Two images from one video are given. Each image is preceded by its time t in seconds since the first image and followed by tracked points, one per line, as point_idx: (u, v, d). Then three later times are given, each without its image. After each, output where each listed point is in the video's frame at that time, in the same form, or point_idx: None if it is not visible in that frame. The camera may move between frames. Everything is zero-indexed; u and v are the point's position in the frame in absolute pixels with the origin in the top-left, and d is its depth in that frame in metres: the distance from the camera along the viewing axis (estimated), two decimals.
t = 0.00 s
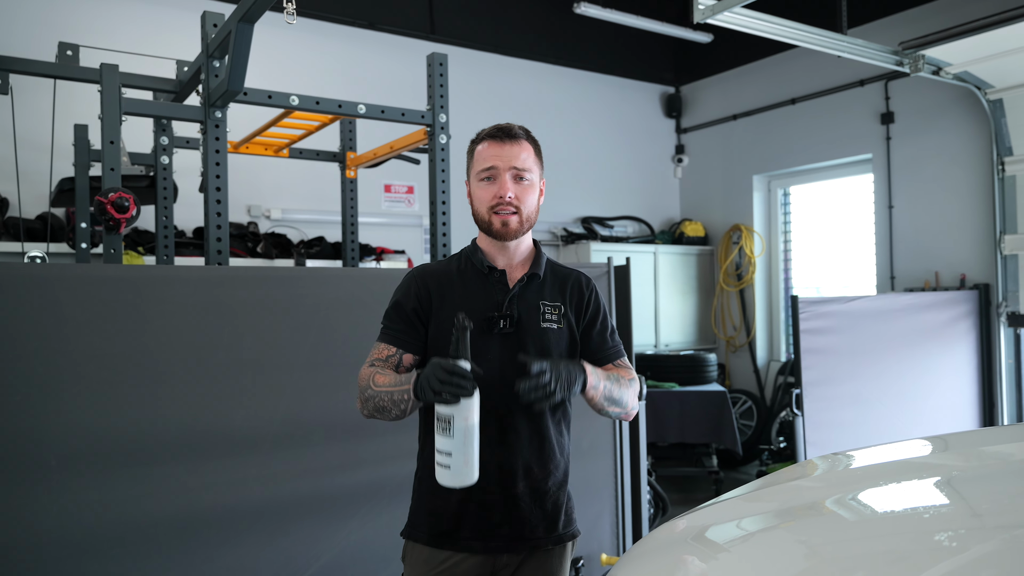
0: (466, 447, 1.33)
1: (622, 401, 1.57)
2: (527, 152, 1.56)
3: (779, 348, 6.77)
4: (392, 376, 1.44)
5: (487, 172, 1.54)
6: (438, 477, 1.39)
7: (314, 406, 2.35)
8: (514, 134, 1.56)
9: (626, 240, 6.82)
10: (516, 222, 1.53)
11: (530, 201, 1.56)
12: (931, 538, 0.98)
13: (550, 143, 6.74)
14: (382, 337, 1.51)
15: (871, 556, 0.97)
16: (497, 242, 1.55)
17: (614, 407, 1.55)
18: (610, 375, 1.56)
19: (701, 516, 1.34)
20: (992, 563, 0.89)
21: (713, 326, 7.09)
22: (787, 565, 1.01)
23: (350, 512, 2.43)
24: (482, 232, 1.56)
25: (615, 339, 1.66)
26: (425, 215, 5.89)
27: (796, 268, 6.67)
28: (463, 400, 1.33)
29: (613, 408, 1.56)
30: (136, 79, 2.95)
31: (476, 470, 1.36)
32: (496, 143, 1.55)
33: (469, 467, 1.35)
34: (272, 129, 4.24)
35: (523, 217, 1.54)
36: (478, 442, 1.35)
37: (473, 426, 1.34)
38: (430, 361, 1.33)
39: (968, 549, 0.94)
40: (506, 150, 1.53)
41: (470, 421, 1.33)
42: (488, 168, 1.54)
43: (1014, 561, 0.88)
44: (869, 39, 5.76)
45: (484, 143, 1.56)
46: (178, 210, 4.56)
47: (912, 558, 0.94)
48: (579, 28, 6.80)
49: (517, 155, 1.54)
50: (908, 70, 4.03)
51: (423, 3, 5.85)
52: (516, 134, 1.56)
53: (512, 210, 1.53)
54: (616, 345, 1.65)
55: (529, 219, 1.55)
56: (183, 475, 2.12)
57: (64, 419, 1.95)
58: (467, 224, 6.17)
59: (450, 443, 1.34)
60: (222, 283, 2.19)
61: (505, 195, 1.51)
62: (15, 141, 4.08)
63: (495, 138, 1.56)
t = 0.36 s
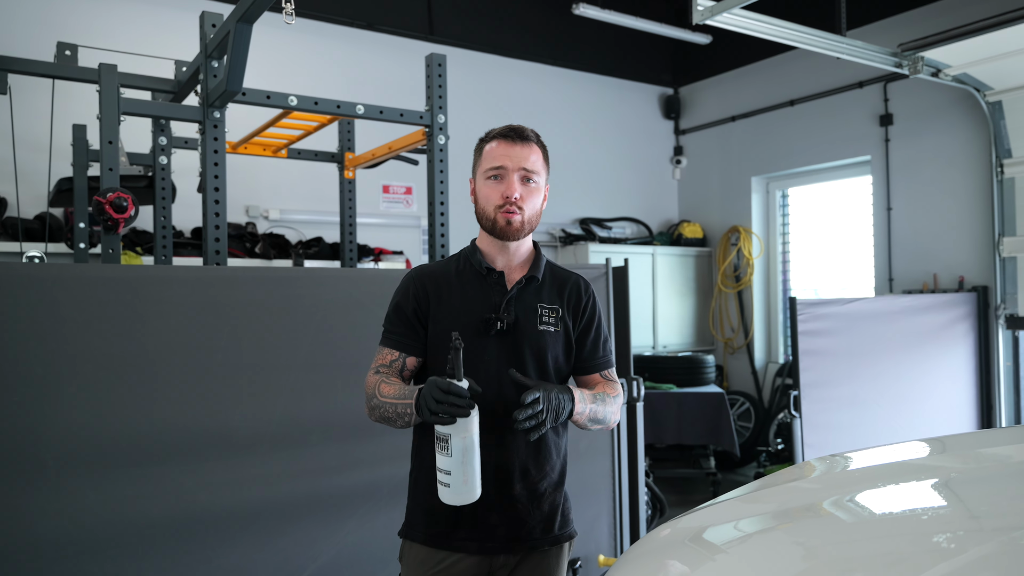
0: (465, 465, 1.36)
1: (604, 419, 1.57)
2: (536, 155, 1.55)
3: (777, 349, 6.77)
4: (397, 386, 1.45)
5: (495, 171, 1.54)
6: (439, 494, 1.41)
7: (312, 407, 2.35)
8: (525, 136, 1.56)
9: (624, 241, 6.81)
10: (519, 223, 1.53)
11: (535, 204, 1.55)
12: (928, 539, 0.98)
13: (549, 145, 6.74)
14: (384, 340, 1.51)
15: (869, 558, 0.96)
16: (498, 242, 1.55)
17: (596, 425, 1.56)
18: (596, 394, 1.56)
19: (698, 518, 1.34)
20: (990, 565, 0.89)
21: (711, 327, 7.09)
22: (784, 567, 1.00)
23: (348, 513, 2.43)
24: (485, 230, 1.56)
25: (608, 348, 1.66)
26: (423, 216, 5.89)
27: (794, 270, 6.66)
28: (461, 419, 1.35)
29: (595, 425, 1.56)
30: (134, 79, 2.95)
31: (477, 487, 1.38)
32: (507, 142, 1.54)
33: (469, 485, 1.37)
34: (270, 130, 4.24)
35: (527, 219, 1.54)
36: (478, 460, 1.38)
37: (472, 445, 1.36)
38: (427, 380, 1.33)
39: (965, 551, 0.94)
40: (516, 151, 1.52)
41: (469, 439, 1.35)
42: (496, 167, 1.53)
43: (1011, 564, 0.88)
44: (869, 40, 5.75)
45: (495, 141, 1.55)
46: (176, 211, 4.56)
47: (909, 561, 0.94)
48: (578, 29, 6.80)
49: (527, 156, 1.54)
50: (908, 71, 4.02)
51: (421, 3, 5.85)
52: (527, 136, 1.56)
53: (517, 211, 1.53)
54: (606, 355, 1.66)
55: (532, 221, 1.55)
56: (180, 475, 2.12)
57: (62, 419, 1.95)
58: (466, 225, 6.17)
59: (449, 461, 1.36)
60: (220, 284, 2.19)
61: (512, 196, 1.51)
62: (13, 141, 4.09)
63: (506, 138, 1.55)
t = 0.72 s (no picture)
0: (462, 471, 1.37)
1: (604, 421, 1.58)
2: (539, 159, 1.55)
3: (774, 351, 6.77)
4: (396, 389, 1.45)
5: (498, 173, 1.53)
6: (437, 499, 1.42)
7: (310, 407, 2.34)
8: (529, 139, 1.55)
9: (622, 242, 6.81)
10: (520, 227, 1.53)
11: (536, 207, 1.56)
12: (926, 541, 0.98)
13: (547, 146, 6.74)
14: (382, 341, 1.51)
15: (867, 560, 0.96)
16: (499, 245, 1.55)
17: (597, 429, 1.56)
18: (597, 398, 1.57)
19: (695, 519, 1.34)
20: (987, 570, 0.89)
21: (709, 329, 7.10)
22: (782, 569, 1.00)
23: (345, 513, 2.42)
24: (485, 232, 1.56)
25: (606, 350, 1.67)
26: (422, 217, 5.89)
27: (792, 272, 6.66)
28: (457, 426, 1.36)
29: (596, 428, 1.57)
30: (133, 78, 2.94)
31: (474, 492, 1.39)
32: (511, 145, 1.54)
33: (467, 490, 1.38)
34: (269, 129, 4.23)
35: (529, 222, 1.54)
36: (474, 466, 1.39)
37: (468, 452, 1.37)
38: (423, 388, 1.33)
39: (963, 553, 0.93)
40: (520, 154, 1.52)
41: (465, 445, 1.36)
42: (499, 169, 1.53)
43: (1008, 567, 0.88)
44: (868, 42, 5.76)
45: (498, 143, 1.55)
46: (175, 210, 4.56)
47: (907, 563, 0.94)
48: (577, 30, 6.80)
49: (530, 160, 1.54)
50: (907, 74, 4.02)
51: (420, 3, 5.85)
52: (531, 139, 1.56)
53: (518, 215, 1.53)
54: (605, 357, 1.66)
55: (533, 225, 1.55)
56: (178, 475, 2.11)
57: (59, 418, 1.94)
58: (464, 226, 6.18)
59: (445, 468, 1.37)
60: (219, 283, 2.19)
61: (514, 199, 1.51)
62: (12, 140, 4.09)
63: (509, 140, 1.54)
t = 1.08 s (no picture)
0: (459, 479, 1.36)
1: (603, 425, 1.58)
2: (539, 160, 1.55)
3: (773, 354, 6.77)
4: (393, 391, 1.45)
5: (497, 174, 1.53)
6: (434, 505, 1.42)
7: (308, 407, 2.34)
8: (528, 140, 1.55)
9: (621, 243, 6.82)
10: (520, 228, 1.53)
11: (536, 209, 1.56)
12: (924, 544, 0.98)
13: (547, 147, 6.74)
14: (380, 342, 1.51)
15: (864, 563, 0.97)
16: (497, 246, 1.54)
17: (595, 434, 1.56)
18: (595, 403, 1.56)
19: (693, 521, 1.34)
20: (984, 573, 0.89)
21: (708, 331, 7.10)
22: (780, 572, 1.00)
23: (343, 514, 2.42)
24: (484, 234, 1.55)
25: (604, 352, 1.67)
26: (420, 217, 5.89)
27: (791, 275, 6.67)
28: (455, 434, 1.35)
29: (595, 432, 1.56)
30: (132, 78, 2.94)
31: (471, 499, 1.39)
32: (510, 146, 1.53)
33: (464, 497, 1.38)
34: (268, 129, 4.23)
35: (528, 223, 1.54)
36: (472, 473, 1.38)
37: (466, 459, 1.37)
38: (421, 395, 1.33)
39: (960, 556, 0.94)
40: (519, 155, 1.52)
41: (462, 453, 1.36)
42: (498, 171, 1.53)
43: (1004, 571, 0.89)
44: (866, 45, 5.76)
45: (497, 144, 1.55)
46: (174, 210, 4.56)
47: (905, 566, 0.94)
48: (576, 32, 6.81)
49: (529, 161, 1.53)
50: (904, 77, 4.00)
51: (419, 3, 5.85)
52: (530, 140, 1.56)
53: (518, 216, 1.53)
54: (603, 359, 1.66)
55: (533, 226, 1.55)
56: (175, 475, 2.11)
57: (57, 418, 1.94)
58: (462, 227, 6.17)
59: (442, 475, 1.37)
60: (217, 283, 2.18)
61: (514, 201, 1.51)
62: (10, 139, 4.08)
63: (508, 141, 1.54)
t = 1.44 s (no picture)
0: (456, 492, 1.32)
1: (613, 425, 1.57)
2: (537, 160, 1.56)
3: (771, 355, 6.77)
4: (387, 390, 1.45)
5: (497, 176, 1.53)
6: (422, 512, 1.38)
7: (307, 408, 2.34)
8: (527, 141, 1.56)
9: (620, 245, 6.82)
10: (519, 229, 1.53)
11: (535, 210, 1.56)
12: (921, 546, 0.98)
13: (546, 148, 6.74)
14: (376, 340, 1.49)
15: (863, 564, 0.96)
16: (496, 247, 1.54)
17: (601, 436, 1.55)
18: (601, 406, 1.55)
19: (691, 522, 1.33)
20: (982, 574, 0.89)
21: (707, 332, 7.10)
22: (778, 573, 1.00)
23: (341, 515, 2.42)
24: (483, 234, 1.55)
25: (609, 348, 1.67)
26: (419, 218, 5.88)
27: (789, 276, 6.68)
28: (463, 446, 1.30)
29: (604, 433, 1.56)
30: (130, 78, 2.94)
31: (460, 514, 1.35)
32: (509, 147, 1.54)
33: (454, 511, 1.34)
34: (268, 130, 4.22)
35: (527, 224, 1.54)
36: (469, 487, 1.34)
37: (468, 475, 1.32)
38: (433, 401, 1.31)
39: (957, 558, 0.94)
40: (519, 156, 1.53)
41: (465, 469, 1.31)
42: (498, 171, 1.53)
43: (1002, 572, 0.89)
44: (865, 47, 5.77)
45: (495, 144, 1.55)
46: (173, 210, 4.54)
47: (903, 567, 0.94)
48: (576, 33, 6.82)
49: (529, 162, 1.54)
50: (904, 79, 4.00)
51: (419, 4, 5.85)
52: (529, 141, 1.56)
53: (518, 216, 1.53)
54: (610, 355, 1.66)
55: (532, 227, 1.55)
56: (172, 475, 2.10)
57: (54, 418, 1.93)
58: (460, 227, 6.17)
59: (441, 485, 1.32)
60: (216, 284, 2.18)
61: (514, 201, 1.51)
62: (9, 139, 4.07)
63: (507, 141, 1.55)
